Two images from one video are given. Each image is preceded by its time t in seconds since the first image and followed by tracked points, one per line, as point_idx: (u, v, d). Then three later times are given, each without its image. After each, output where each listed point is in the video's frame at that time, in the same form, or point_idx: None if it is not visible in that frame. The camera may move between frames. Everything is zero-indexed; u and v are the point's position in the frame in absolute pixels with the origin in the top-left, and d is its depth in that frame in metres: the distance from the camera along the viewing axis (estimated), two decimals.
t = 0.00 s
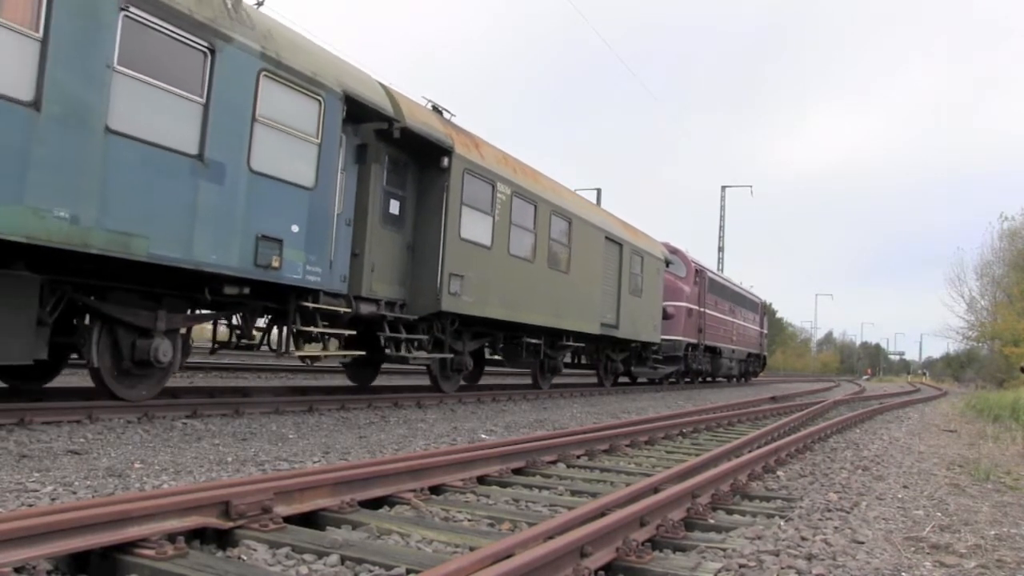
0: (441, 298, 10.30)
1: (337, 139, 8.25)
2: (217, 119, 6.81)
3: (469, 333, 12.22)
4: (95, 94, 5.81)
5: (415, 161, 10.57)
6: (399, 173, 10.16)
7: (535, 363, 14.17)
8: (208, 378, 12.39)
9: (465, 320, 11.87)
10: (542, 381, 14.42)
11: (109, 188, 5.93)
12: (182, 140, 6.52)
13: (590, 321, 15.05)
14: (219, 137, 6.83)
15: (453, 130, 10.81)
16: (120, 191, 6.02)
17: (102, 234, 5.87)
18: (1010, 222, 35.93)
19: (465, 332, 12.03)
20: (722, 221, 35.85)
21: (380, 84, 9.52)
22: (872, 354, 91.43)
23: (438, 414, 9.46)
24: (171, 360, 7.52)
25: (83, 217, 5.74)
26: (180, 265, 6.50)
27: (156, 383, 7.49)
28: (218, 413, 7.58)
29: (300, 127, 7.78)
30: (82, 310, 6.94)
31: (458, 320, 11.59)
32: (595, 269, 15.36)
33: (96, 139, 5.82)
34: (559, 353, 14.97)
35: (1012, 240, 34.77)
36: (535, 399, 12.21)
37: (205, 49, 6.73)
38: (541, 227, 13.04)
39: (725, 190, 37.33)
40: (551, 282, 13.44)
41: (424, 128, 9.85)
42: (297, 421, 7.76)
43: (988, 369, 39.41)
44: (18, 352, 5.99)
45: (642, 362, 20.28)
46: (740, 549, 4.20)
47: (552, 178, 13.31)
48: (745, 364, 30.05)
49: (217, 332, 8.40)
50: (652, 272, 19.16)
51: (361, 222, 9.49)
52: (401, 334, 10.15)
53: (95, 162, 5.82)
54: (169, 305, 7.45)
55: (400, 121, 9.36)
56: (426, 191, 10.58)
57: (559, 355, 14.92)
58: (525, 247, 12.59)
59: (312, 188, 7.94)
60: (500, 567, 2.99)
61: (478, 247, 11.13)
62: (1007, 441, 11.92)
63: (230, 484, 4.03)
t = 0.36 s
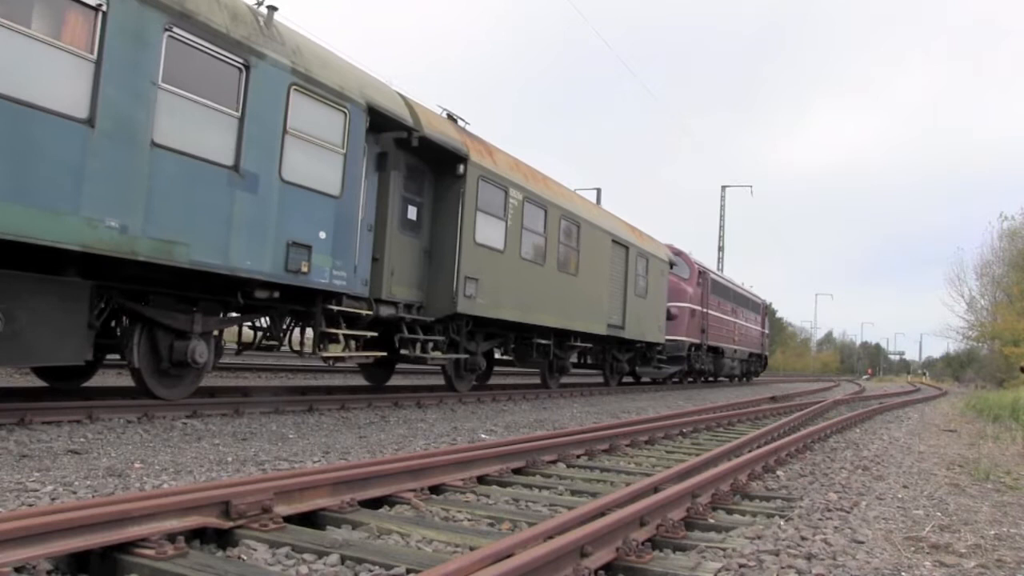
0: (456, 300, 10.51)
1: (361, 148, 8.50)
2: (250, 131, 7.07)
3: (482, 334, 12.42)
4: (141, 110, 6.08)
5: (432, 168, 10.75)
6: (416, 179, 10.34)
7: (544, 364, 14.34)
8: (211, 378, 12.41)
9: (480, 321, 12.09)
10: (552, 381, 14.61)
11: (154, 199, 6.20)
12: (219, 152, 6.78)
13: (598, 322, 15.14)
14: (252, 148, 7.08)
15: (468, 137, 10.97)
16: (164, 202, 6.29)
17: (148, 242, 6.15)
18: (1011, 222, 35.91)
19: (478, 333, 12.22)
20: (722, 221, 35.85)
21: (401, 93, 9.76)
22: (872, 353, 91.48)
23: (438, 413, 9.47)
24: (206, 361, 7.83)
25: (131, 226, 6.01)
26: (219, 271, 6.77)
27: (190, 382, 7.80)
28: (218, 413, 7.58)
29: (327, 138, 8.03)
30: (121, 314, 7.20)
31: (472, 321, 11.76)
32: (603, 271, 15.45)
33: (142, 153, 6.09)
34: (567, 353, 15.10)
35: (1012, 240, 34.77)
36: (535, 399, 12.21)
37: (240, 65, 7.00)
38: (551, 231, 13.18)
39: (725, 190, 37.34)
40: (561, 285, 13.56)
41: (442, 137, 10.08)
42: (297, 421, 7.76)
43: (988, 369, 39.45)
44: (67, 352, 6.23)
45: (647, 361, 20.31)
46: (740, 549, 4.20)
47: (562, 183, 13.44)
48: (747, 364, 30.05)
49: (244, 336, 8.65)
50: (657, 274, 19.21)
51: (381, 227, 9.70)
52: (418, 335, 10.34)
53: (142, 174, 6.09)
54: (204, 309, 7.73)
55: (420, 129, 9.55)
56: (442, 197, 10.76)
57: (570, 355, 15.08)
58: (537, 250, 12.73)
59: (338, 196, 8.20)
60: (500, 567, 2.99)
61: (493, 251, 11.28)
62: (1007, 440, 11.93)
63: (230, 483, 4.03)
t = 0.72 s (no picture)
0: (471, 302, 10.82)
1: (381, 157, 8.87)
2: (281, 143, 7.42)
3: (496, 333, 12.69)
4: (183, 124, 6.44)
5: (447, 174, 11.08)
6: (432, 185, 10.68)
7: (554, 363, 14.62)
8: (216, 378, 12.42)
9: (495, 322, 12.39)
10: (560, 381, 14.85)
11: (194, 208, 6.57)
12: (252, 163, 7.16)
13: (605, 322, 15.30)
14: (282, 159, 7.45)
15: (482, 144, 11.29)
16: (203, 210, 6.65)
17: (190, 249, 6.52)
18: (1011, 221, 35.89)
19: (490, 333, 12.51)
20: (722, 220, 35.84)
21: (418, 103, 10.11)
22: (873, 353, 91.46)
23: (439, 413, 9.47)
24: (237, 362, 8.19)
25: (174, 234, 6.39)
26: (252, 275, 7.16)
27: (222, 382, 8.15)
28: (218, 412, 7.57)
29: (350, 147, 8.41)
30: (159, 317, 7.53)
31: (484, 322, 12.03)
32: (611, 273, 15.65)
33: (185, 165, 6.46)
34: (575, 353, 15.32)
35: (1012, 239, 34.73)
36: (535, 398, 12.21)
37: (272, 79, 7.37)
38: (561, 234, 13.41)
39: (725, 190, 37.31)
40: (569, 286, 13.77)
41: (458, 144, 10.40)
42: (297, 421, 7.75)
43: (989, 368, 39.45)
44: (116, 351, 6.55)
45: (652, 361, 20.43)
46: (740, 548, 4.20)
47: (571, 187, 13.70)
48: (749, 364, 30.02)
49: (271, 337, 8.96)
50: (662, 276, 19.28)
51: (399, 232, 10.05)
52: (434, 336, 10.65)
53: (185, 185, 6.46)
54: (236, 311, 8.06)
55: (437, 138, 9.92)
56: (456, 203, 11.08)
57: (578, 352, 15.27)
58: (547, 253, 12.95)
59: (360, 203, 8.59)
60: (500, 567, 2.98)
61: (505, 254, 11.55)
62: (1007, 439, 11.94)
63: (230, 483, 4.02)
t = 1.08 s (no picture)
0: (486, 304, 11.09)
1: (401, 165, 9.19)
2: (309, 152, 7.73)
3: (507, 333, 12.91)
4: (221, 137, 6.78)
5: (461, 180, 11.39)
6: (447, 190, 10.98)
7: (562, 364, 14.83)
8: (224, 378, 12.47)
9: (508, 323, 12.62)
10: (568, 379, 15.06)
11: (232, 216, 6.92)
12: (283, 172, 7.47)
13: (612, 322, 15.45)
14: (311, 168, 7.76)
15: (495, 150, 11.59)
16: (240, 218, 7.00)
17: (228, 254, 6.88)
18: (1011, 220, 35.87)
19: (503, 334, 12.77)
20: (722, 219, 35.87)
21: (435, 112, 10.43)
22: (873, 352, 91.44)
23: (439, 412, 9.47)
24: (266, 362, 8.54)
25: (213, 241, 6.74)
26: (284, 279, 7.52)
27: (252, 381, 8.50)
28: (218, 411, 7.58)
29: (372, 156, 8.72)
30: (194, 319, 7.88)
31: (497, 323, 12.29)
32: (618, 274, 15.88)
33: (223, 176, 6.81)
34: (583, 352, 15.51)
35: (1012, 239, 34.67)
36: (535, 397, 12.22)
37: (302, 92, 7.70)
38: (570, 236, 13.68)
39: (725, 189, 37.29)
40: (578, 288, 13.99)
41: (472, 151, 10.72)
42: (297, 420, 7.75)
43: (989, 367, 39.44)
44: (160, 350, 6.95)
45: (657, 360, 20.51)
46: (740, 547, 4.20)
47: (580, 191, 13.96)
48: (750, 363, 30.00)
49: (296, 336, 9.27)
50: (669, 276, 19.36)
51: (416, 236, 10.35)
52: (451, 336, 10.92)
53: (222, 195, 6.81)
54: (266, 313, 8.42)
55: (453, 145, 10.25)
56: (470, 208, 11.38)
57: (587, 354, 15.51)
58: (556, 255, 13.18)
59: (382, 209, 8.90)
60: (500, 566, 2.97)
61: (517, 257, 11.82)
62: (1007, 438, 11.93)
63: (229, 482, 4.02)
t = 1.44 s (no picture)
0: (499, 305, 11.38)
1: (422, 173, 9.47)
2: (337, 161, 8.04)
3: (518, 334, 13.12)
4: (255, 148, 7.05)
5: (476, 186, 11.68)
6: (461, 196, 11.28)
7: (570, 363, 15.06)
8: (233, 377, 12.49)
9: (518, 324, 12.92)
10: (575, 379, 15.23)
11: (265, 223, 7.20)
12: (314, 181, 7.78)
13: (619, 322, 15.62)
14: (339, 176, 8.06)
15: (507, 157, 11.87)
16: (274, 225, 7.28)
17: (262, 260, 7.17)
18: (1012, 219, 35.83)
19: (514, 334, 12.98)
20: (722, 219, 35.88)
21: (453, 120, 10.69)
22: (873, 351, 91.44)
23: (439, 411, 9.49)
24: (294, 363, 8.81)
25: (248, 248, 7.02)
26: (314, 284, 7.80)
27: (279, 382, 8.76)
28: (218, 410, 7.58)
29: (395, 164, 9.02)
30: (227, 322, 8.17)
31: (511, 323, 12.59)
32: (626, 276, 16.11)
33: (257, 185, 7.08)
34: (589, 352, 15.68)
35: (1012, 239, 34.58)
36: (535, 397, 12.22)
37: (329, 103, 7.96)
38: (579, 239, 13.92)
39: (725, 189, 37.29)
40: (587, 289, 14.23)
41: (487, 158, 10.99)
42: (297, 419, 7.76)
43: (991, 367, 39.42)
44: (196, 352, 7.26)
45: (661, 361, 20.51)
46: (740, 547, 4.20)
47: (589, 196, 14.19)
48: (752, 363, 30.00)
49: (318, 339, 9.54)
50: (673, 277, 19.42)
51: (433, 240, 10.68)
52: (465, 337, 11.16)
53: (257, 203, 7.09)
54: (294, 316, 8.71)
55: (468, 153, 10.48)
56: (485, 212, 11.67)
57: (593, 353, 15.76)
58: (567, 258, 13.42)
59: (404, 215, 9.18)
60: (499, 565, 2.97)
61: (529, 260, 12.10)
62: (1007, 438, 11.92)
63: (230, 481, 4.02)
